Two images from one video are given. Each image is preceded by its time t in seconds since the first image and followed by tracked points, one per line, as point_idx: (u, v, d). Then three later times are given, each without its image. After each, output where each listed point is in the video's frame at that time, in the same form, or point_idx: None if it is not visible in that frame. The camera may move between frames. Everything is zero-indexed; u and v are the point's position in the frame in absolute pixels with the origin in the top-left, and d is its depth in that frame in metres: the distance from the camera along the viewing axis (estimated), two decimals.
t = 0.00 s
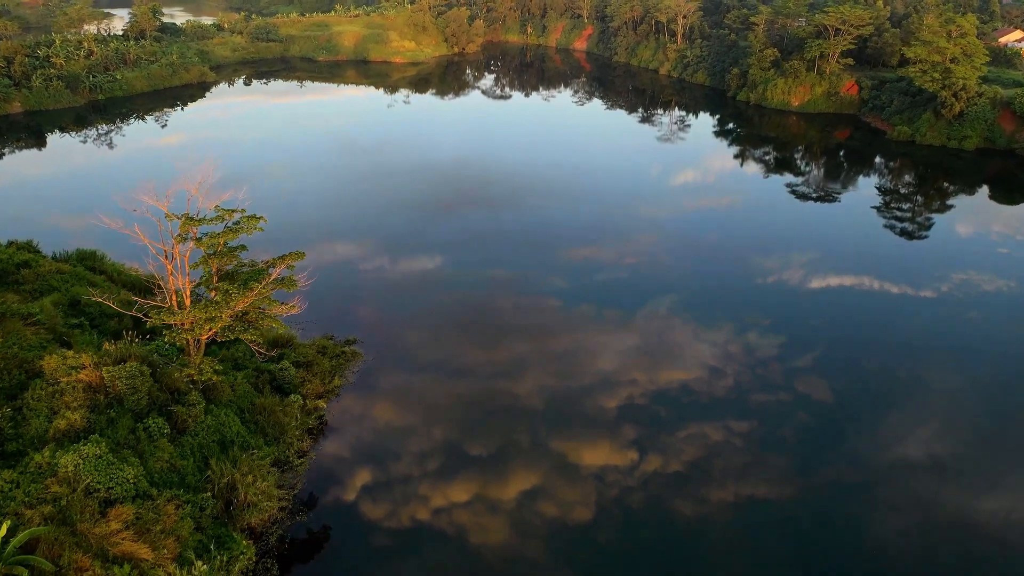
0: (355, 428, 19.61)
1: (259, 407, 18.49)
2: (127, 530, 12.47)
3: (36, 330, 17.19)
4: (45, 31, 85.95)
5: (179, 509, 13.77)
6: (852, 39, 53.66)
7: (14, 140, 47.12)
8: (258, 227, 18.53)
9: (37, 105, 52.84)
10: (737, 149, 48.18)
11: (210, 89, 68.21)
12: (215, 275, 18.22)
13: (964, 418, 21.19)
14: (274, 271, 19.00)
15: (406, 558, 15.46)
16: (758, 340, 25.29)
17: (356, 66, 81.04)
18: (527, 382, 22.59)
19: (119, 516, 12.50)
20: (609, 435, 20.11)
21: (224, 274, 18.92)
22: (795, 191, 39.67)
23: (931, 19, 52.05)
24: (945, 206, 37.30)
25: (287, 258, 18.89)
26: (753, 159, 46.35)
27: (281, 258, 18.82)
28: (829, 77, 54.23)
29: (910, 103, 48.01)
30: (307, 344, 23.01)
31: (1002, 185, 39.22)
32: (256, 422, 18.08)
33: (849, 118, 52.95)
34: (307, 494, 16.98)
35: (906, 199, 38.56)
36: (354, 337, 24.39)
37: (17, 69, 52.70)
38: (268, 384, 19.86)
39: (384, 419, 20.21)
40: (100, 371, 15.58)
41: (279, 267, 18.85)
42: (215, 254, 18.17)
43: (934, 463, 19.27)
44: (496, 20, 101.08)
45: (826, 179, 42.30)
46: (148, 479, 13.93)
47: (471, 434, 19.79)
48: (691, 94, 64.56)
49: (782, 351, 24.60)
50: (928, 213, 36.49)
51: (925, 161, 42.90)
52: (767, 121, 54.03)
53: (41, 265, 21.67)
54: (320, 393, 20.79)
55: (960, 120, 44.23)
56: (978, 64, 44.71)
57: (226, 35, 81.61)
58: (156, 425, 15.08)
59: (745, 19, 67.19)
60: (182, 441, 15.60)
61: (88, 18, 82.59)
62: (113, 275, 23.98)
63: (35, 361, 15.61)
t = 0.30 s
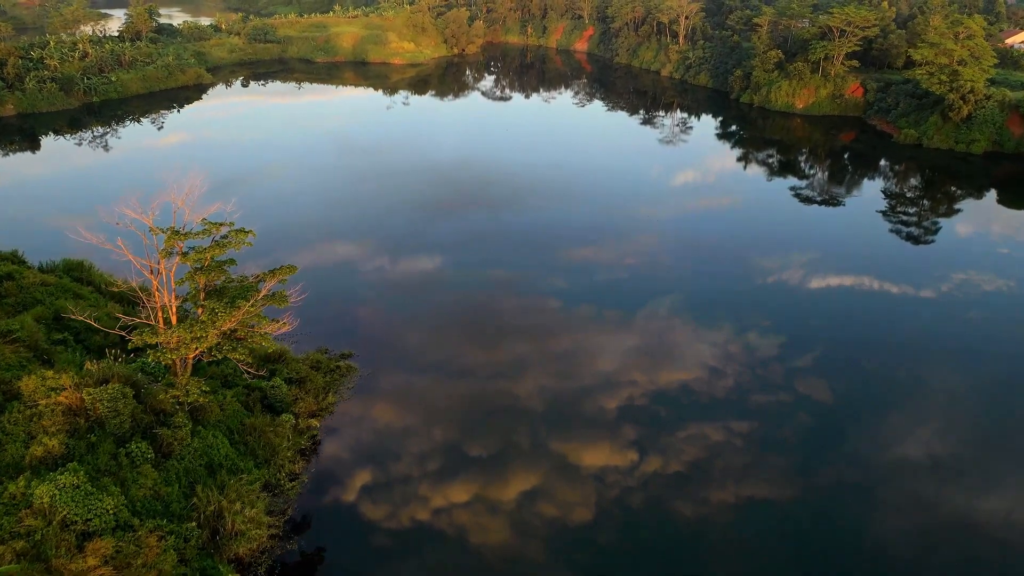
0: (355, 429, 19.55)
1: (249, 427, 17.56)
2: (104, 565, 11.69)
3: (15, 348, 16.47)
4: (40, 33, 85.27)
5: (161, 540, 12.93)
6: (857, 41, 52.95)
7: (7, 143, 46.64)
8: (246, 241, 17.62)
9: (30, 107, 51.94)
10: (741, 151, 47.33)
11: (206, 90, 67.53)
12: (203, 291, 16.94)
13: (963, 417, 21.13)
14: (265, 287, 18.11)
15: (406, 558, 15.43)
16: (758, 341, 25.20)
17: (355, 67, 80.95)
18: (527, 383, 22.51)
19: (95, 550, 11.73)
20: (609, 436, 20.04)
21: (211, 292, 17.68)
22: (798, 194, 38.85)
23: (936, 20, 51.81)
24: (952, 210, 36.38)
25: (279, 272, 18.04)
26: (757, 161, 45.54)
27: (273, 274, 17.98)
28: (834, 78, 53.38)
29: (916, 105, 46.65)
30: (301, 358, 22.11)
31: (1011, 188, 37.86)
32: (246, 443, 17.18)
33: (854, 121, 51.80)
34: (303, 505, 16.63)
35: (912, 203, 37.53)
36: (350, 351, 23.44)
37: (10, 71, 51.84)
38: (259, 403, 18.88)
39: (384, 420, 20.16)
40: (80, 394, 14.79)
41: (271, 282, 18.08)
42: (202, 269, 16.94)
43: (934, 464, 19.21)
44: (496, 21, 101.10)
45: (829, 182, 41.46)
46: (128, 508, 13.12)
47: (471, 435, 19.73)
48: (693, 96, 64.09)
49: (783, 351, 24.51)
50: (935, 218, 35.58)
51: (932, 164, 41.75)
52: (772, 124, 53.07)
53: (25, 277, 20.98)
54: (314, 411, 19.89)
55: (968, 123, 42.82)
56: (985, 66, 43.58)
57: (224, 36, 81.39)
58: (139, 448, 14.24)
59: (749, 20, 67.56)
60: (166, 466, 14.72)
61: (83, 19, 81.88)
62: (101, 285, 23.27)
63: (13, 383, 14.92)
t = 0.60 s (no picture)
0: (355, 429, 19.51)
1: (238, 451, 16.55)
2: None
3: None
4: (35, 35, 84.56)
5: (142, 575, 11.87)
6: (863, 42, 51.72)
7: None
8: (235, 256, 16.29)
9: (22, 110, 51.00)
10: (744, 154, 46.78)
11: (203, 93, 66.67)
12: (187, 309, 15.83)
13: (963, 417, 21.08)
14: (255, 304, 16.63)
15: (406, 559, 15.42)
16: (758, 341, 25.13)
17: (353, 69, 80.87)
18: (527, 383, 22.43)
19: None
20: (609, 436, 19.99)
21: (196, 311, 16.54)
22: (803, 198, 38.38)
23: (942, 22, 51.08)
24: (959, 215, 36.05)
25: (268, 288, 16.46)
26: (760, 164, 44.90)
27: (262, 290, 16.37)
28: (839, 80, 52.79)
29: (923, 108, 45.94)
30: (294, 374, 21.18)
31: (1018, 194, 37.62)
32: (234, 466, 16.14)
33: (859, 124, 51.16)
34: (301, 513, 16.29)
35: (919, 208, 37.17)
36: (344, 365, 22.51)
37: (3, 73, 50.86)
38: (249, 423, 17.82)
39: (384, 420, 20.10)
40: (59, 417, 13.65)
41: (260, 299, 16.53)
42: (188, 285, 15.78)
43: (934, 464, 19.16)
44: (496, 22, 101.14)
45: (833, 185, 40.90)
46: (107, 541, 12.13)
47: (471, 436, 19.67)
48: (696, 98, 63.72)
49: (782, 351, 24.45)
50: (942, 222, 35.23)
51: (938, 168, 41.32)
52: (775, 127, 52.36)
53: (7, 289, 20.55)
54: (307, 431, 18.93)
55: (976, 126, 42.16)
56: (993, 68, 42.83)
57: (221, 38, 81.16)
58: (119, 476, 13.23)
59: (752, 21, 67.48)
60: (149, 494, 13.67)
61: (77, 20, 81.18)
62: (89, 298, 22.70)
63: None
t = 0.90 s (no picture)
0: (354, 430, 19.48)
1: (227, 475, 15.68)
2: None
3: None
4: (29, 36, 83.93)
5: None
6: (868, 44, 51.08)
7: None
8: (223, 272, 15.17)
9: (15, 113, 50.28)
10: (747, 157, 46.35)
11: (199, 95, 65.71)
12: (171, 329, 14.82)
13: (963, 417, 21.06)
14: (243, 321, 15.80)
15: (406, 559, 15.40)
16: (758, 341, 25.10)
17: (352, 70, 80.75)
18: (527, 383, 22.38)
19: None
20: (609, 437, 19.95)
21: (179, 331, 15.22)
22: (807, 202, 38.12)
23: (948, 23, 50.32)
24: (966, 219, 35.55)
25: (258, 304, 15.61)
26: (764, 167, 44.45)
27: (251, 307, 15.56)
28: (844, 83, 52.27)
29: (930, 110, 45.66)
30: (286, 391, 20.00)
31: None
32: (222, 492, 15.33)
33: (864, 126, 50.86)
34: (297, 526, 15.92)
35: (926, 211, 36.66)
36: (339, 382, 21.63)
37: None
38: (238, 445, 16.89)
39: (383, 421, 20.07)
40: (36, 442, 12.71)
41: (249, 317, 15.68)
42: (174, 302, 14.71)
43: (934, 464, 19.13)
44: (495, 23, 101.16)
45: (837, 189, 40.64)
46: None
47: (471, 436, 19.63)
48: (698, 100, 63.46)
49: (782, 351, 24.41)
50: (949, 226, 34.76)
51: (945, 172, 40.78)
52: (780, 129, 51.88)
53: None
54: (299, 452, 17.96)
55: (984, 130, 41.76)
56: (1002, 71, 42.37)
57: (217, 38, 80.86)
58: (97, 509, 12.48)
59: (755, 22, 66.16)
60: (129, 527, 12.89)
61: (72, 21, 80.14)
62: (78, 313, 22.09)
63: None
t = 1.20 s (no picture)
0: (353, 431, 19.41)
1: (213, 501, 15.14)
2: None
3: None
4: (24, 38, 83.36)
5: None
6: (874, 46, 50.40)
7: None
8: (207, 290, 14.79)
9: (7, 116, 49.53)
10: (750, 160, 45.94)
11: (195, 97, 64.96)
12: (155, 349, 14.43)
13: (963, 417, 20.98)
14: (229, 341, 15.45)
15: (405, 559, 15.33)
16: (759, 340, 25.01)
17: (350, 72, 80.56)
18: (527, 384, 22.29)
19: None
20: (609, 437, 19.87)
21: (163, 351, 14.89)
22: (812, 205, 37.82)
23: (955, 24, 49.48)
24: (973, 223, 35.03)
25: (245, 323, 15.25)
26: (767, 170, 44.03)
27: (238, 325, 15.20)
28: (849, 85, 51.32)
29: (937, 114, 44.94)
30: (278, 409, 19.20)
31: None
32: (208, 519, 14.80)
33: (869, 129, 50.10)
34: (290, 544, 15.34)
35: (932, 217, 36.17)
36: (334, 399, 20.76)
37: None
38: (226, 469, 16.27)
39: (383, 421, 20.01)
40: (10, 474, 12.73)
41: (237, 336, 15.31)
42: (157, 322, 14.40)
43: (935, 464, 19.05)
44: (495, 24, 101.06)
45: (842, 193, 40.26)
46: None
47: (471, 436, 19.55)
48: (700, 101, 63.15)
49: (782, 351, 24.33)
50: (955, 231, 34.31)
51: (952, 175, 40.12)
52: (784, 131, 51.20)
53: None
54: (290, 475, 17.11)
55: (993, 133, 40.88)
56: (1010, 73, 41.79)
57: (214, 39, 80.54)
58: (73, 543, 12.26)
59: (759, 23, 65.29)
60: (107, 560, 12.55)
61: (65, 21, 78.81)
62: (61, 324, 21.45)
63: None
